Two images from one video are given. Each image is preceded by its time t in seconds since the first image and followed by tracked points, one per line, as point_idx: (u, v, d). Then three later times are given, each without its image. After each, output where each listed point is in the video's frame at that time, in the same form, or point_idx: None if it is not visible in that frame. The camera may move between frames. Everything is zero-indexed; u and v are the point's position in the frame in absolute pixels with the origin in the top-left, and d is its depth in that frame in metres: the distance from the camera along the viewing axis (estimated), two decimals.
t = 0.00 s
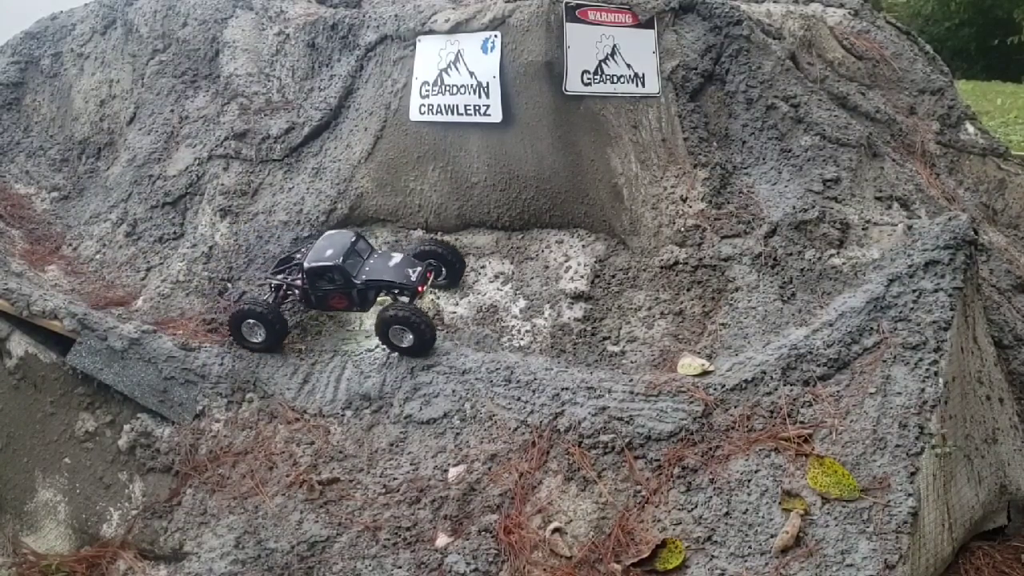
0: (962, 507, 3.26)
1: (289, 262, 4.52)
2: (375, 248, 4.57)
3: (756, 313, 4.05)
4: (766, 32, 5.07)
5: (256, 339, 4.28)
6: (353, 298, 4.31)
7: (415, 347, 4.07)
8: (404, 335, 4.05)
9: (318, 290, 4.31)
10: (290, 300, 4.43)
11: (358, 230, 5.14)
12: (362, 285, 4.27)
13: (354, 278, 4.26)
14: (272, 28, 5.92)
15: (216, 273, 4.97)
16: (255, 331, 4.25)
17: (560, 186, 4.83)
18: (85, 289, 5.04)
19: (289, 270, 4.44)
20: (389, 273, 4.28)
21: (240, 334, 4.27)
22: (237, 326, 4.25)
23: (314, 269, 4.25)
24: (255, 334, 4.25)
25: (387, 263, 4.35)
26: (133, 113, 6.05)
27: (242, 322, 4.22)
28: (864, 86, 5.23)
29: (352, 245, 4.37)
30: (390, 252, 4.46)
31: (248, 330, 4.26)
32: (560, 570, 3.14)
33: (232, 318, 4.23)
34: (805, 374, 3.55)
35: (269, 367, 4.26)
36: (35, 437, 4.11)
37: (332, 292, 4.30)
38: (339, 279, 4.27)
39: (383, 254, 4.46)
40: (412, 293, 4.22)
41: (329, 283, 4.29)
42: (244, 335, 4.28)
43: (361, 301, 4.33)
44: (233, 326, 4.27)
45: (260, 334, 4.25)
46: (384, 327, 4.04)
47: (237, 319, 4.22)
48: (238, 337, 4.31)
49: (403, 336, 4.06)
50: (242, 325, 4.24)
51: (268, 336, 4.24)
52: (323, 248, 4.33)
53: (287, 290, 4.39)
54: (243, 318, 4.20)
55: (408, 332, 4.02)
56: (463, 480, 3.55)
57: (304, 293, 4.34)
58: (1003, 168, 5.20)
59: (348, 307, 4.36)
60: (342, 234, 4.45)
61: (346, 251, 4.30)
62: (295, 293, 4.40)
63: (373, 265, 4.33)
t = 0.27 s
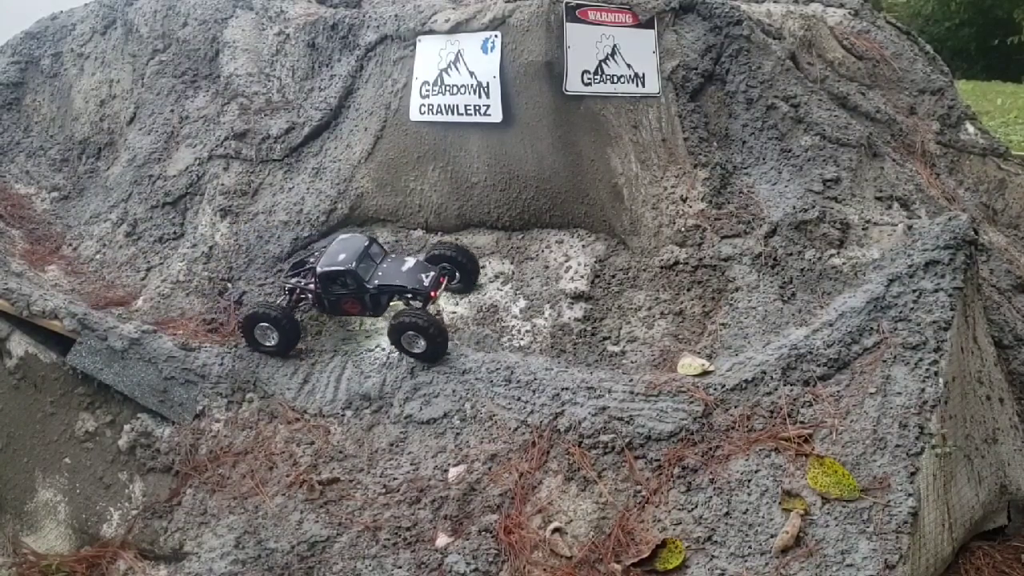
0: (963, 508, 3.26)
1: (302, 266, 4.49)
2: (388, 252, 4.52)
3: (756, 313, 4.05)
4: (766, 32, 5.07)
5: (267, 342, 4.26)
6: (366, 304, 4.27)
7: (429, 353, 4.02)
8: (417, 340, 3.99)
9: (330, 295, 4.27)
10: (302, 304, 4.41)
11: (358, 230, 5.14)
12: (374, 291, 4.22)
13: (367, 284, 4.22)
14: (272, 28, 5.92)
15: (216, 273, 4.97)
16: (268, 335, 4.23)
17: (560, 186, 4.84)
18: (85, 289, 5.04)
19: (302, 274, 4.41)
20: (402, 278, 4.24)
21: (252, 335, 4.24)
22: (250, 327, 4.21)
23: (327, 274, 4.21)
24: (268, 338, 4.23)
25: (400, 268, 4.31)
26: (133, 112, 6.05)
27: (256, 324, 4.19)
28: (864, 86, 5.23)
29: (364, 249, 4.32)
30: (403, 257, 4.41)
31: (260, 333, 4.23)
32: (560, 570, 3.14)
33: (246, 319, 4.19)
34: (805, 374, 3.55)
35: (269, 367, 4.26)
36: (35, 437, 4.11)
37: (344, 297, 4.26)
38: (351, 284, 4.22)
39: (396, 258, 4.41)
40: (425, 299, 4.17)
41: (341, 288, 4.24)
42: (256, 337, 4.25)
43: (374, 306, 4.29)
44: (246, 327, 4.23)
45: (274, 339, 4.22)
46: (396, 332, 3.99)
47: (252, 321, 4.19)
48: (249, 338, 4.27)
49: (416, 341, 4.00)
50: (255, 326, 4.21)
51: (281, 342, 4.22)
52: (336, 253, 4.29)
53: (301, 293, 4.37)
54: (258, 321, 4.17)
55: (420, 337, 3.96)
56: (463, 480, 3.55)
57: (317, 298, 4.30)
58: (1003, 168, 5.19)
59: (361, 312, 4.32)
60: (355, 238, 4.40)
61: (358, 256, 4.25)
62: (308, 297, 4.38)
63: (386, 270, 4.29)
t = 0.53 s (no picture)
0: (963, 508, 3.26)
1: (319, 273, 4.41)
2: (401, 258, 4.50)
3: (756, 313, 4.05)
4: (766, 32, 5.07)
5: (283, 351, 4.20)
6: (384, 311, 4.23)
7: (450, 361, 3.98)
8: (438, 349, 3.95)
9: (347, 304, 4.22)
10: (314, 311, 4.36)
11: (358, 230, 5.14)
12: (392, 299, 4.19)
13: (385, 292, 4.18)
14: (272, 28, 5.92)
15: (216, 273, 4.97)
16: (286, 346, 4.17)
17: (560, 186, 4.84)
18: (85, 289, 5.04)
19: (318, 282, 4.33)
20: (419, 285, 4.22)
21: (269, 342, 4.17)
22: (268, 335, 4.15)
23: (344, 283, 4.15)
24: (285, 348, 4.17)
25: (416, 274, 4.30)
26: (133, 112, 6.05)
27: (275, 334, 4.12)
28: (864, 86, 5.23)
29: (380, 257, 4.28)
30: (418, 262, 4.40)
31: (278, 342, 4.17)
32: (560, 570, 3.14)
33: (266, 328, 4.12)
34: (805, 374, 3.55)
35: (269, 367, 4.26)
36: (35, 437, 4.11)
37: (362, 305, 4.22)
38: (369, 292, 4.17)
39: (411, 264, 4.40)
40: (443, 306, 4.16)
41: (358, 297, 4.19)
42: (273, 345, 4.18)
43: (391, 314, 4.26)
44: (264, 334, 4.17)
45: (291, 349, 4.17)
46: (416, 340, 3.94)
47: (271, 330, 4.12)
48: (265, 344, 4.21)
49: (436, 350, 3.95)
50: (274, 335, 4.14)
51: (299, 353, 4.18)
52: (352, 261, 4.23)
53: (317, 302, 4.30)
54: (278, 331, 4.11)
55: (440, 345, 3.92)
56: (463, 480, 3.55)
57: (334, 307, 4.25)
58: (1003, 168, 5.19)
59: (378, 320, 4.28)
60: (369, 245, 4.35)
61: (375, 264, 4.20)
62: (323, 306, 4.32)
63: (402, 277, 4.26)
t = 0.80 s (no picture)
0: (963, 507, 3.26)
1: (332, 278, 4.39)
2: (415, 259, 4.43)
3: (756, 313, 4.05)
4: (766, 32, 5.07)
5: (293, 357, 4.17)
6: (397, 316, 4.17)
7: (469, 363, 3.94)
8: (457, 351, 3.91)
9: (361, 308, 4.17)
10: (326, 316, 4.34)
11: (358, 230, 5.13)
12: (405, 303, 4.11)
13: (397, 297, 4.11)
14: (272, 28, 5.92)
15: (216, 273, 4.97)
16: (297, 353, 4.14)
17: (560, 186, 4.84)
18: (85, 289, 5.04)
19: (331, 286, 4.29)
20: (432, 289, 4.14)
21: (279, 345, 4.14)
22: (282, 337, 4.11)
23: (356, 289, 4.09)
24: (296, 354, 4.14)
25: (429, 277, 4.22)
26: (133, 112, 6.05)
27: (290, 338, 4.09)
28: (864, 86, 5.23)
29: (392, 261, 4.21)
30: (432, 265, 4.32)
31: (289, 346, 4.14)
32: (560, 570, 3.14)
33: (281, 330, 4.09)
34: (805, 374, 3.55)
35: (269, 367, 4.26)
36: (35, 437, 4.11)
37: (376, 310, 4.16)
38: (381, 297, 4.11)
39: (424, 266, 4.33)
40: (456, 310, 4.08)
41: (371, 302, 4.14)
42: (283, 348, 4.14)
43: (405, 318, 4.19)
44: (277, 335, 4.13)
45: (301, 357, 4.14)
46: (435, 343, 3.89)
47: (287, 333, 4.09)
48: (275, 344, 4.16)
49: (455, 352, 3.91)
50: (287, 339, 4.11)
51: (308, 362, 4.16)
52: (363, 266, 4.17)
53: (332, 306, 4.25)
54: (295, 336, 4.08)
55: (459, 347, 3.88)
56: (463, 480, 3.55)
57: (347, 311, 4.20)
58: (1003, 168, 5.19)
59: (393, 324, 4.22)
60: (381, 248, 4.29)
61: (386, 269, 4.14)
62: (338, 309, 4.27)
63: (415, 281, 4.19)
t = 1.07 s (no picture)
0: (962, 507, 3.26)
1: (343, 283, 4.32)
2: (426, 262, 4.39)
3: (756, 313, 4.05)
4: (766, 32, 5.07)
5: (304, 362, 4.13)
6: (411, 320, 4.12)
7: (484, 365, 3.92)
8: (473, 354, 3.88)
9: (374, 313, 4.11)
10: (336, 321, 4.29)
11: (358, 230, 5.13)
12: (419, 306, 4.07)
13: (411, 301, 4.06)
14: (272, 28, 5.92)
15: (216, 273, 4.97)
16: (309, 360, 4.10)
17: (561, 186, 4.84)
18: (85, 289, 5.04)
19: (342, 292, 4.22)
20: (445, 291, 4.11)
21: (292, 350, 4.08)
22: (295, 343, 4.05)
23: (369, 294, 4.04)
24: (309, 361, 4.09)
25: (441, 280, 4.18)
26: (133, 112, 6.05)
27: (304, 345, 4.03)
28: (864, 86, 5.23)
29: (404, 264, 4.17)
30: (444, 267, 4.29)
31: (302, 353, 4.09)
32: (560, 570, 3.14)
33: (297, 337, 4.02)
34: (805, 374, 3.55)
35: (269, 367, 4.26)
36: (35, 437, 4.11)
37: (389, 315, 4.11)
38: (394, 301, 4.07)
39: (435, 268, 4.29)
40: (471, 311, 4.05)
41: (384, 306, 4.08)
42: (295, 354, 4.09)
43: (419, 321, 4.14)
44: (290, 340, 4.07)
45: (314, 364, 4.10)
46: (450, 346, 3.85)
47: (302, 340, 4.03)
48: (287, 349, 4.10)
49: (471, 354, 3.88)
50: (302, 346, 4.06)
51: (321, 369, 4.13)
52: (375, 271, 4.12)
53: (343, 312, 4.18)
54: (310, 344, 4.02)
55: (475, 349, 3.85)
56: (463, 480, 3.55)
57: (360, 317, 4.14)
58: (1003, 168, 5.19)
59: (407, 328, 4.17)
60: (392, 252, 4.24)
61: (398, 273, 4.10)
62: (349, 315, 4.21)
63: (427, 284, 4.15)
